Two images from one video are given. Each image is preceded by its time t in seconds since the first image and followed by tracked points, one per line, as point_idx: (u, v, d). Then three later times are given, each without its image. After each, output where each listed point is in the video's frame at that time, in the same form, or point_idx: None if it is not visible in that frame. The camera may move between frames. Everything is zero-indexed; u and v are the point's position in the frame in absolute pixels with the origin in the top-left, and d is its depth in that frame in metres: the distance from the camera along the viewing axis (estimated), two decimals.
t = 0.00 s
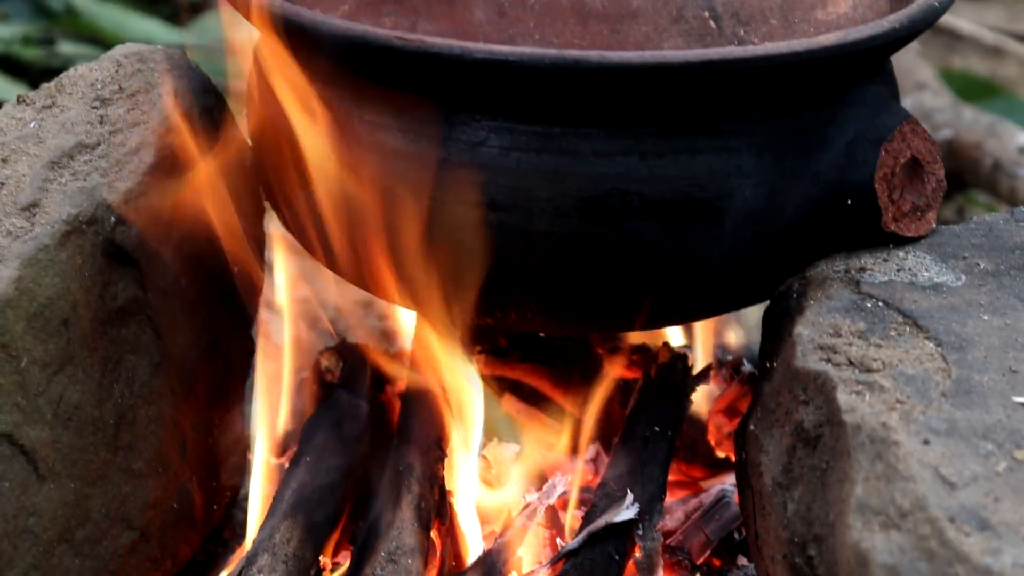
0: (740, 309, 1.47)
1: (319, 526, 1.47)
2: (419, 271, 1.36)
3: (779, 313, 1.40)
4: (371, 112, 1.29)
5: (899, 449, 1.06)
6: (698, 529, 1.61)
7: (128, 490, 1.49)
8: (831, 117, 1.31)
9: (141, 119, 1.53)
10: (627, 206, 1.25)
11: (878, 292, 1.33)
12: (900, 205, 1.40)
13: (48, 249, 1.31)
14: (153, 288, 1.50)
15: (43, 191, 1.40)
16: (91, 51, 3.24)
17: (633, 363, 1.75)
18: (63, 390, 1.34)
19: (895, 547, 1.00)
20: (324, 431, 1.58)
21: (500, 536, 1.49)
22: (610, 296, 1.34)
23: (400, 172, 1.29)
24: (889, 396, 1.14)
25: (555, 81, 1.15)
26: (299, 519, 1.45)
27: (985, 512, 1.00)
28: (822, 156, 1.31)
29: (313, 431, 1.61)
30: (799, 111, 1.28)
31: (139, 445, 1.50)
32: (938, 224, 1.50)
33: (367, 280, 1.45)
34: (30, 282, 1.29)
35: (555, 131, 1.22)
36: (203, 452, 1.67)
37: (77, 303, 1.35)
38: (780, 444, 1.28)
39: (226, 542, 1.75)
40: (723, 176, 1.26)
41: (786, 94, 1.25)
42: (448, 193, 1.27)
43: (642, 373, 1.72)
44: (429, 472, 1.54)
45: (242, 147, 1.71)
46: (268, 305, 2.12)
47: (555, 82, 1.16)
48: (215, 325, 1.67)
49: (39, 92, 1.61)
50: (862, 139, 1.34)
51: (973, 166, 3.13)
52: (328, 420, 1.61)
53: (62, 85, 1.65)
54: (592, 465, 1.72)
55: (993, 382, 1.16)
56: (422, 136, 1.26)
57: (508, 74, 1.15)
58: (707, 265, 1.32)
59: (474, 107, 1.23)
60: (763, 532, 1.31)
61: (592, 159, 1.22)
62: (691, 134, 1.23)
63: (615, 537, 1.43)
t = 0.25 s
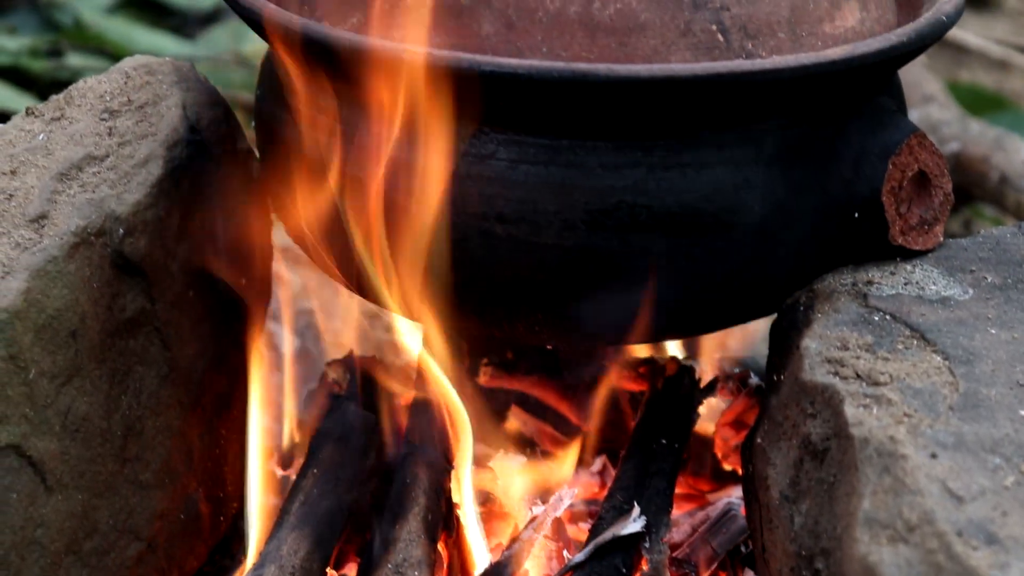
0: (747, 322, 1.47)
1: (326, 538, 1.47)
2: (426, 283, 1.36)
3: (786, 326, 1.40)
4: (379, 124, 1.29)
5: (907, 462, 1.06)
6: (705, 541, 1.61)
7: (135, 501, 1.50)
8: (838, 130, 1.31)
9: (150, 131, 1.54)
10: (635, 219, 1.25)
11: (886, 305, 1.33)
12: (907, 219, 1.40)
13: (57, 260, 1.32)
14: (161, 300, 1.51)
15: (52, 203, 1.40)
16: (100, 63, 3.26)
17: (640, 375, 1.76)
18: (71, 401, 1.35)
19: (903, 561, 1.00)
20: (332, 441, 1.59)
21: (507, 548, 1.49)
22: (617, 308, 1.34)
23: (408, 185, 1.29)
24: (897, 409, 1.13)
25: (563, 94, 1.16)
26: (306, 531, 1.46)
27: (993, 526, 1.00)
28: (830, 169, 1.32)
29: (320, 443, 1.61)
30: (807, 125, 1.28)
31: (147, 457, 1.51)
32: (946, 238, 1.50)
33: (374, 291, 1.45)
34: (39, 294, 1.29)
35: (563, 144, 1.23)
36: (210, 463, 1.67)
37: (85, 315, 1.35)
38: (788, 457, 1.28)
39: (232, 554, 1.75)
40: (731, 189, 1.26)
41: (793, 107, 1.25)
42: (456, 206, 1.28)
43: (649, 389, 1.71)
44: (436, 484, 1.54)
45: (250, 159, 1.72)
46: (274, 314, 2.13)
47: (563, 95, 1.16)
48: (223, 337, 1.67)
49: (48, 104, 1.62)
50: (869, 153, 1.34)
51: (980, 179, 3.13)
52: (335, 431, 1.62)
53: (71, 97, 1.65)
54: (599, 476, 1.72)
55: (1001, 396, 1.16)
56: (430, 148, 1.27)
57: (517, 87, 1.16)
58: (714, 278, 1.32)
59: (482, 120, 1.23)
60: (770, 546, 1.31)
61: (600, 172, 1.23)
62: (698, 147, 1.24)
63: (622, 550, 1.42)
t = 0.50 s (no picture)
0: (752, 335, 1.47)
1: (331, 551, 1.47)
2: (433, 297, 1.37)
3: (791, 339, 1.40)
4: (384, 137, 1.30)
5: (912, 475, 1.06)
6: (711, 556, 1.61)
7: (140, 514, 1.49)
8: (843, 143, 1.31)
9: (156, 143, 1.55)
10: (640, 232, 1.25)
11: (891, 318, 1.32)
12: (912, 232, 1.40)
13: (63, 273, 1.32)
14: (166, 312, 1.51)
15: (57, 216, 1.41)
16: (106, 77, 3.27)
17: (644, 389, 1.75)
18: (76, 414, 1.35)
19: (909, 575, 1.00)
20: (336, 456, 1.58)
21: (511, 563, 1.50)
22: (622, 321, 1.34)
23: (414, 197, 1.30)
24: (902, 422, 1.13)
25: (569, 107, 1.16)
26: (311, 543, 1.46)
27: (999, 539, 1.00)
28: (835, 182, 1.32)
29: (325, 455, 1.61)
30: (811, 137, 1.28)
31: (152, 470, 1.51)
32: (950, 250, 1.50)
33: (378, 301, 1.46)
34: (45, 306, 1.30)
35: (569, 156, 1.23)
36: (215, 476, 1.68)
37: (90, 328, 1.35)
38: (793, 471, 1.28)
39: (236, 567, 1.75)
40: (736, 202, 1.26)
41: (798, 120, 1.25)
42: (461, 218, 1.28)
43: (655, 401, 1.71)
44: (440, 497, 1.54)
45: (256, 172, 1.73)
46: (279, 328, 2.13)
47: (569, 108, 1.16)
48: (227, 349, 1.67)
49: (55, 117, 1.63)
50: (874, 165, 1.34)
51: (985, 192, 3.13)
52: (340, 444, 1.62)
53: (77, 109, 1.66)
54: (604, 489, 1.71)
55: (1006, 409, 1.15)
56: (436, 161, 1.27)
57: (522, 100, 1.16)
58: (718, 292, 1.32)
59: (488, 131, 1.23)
60: (775, 559, 1.31)
61: (606, 184, 1.23)
62: (703, 160, 1.24)
63: (626, 563, 1.42)
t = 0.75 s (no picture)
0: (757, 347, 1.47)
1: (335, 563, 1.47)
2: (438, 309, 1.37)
3: (796, 351, 1.40)
4: (390, 149, 1.30)
5: (917, 488, 1.06)
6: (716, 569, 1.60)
7: (144, 526, 1.50)
8: (847, 155, 1.32)
9: (161, 156, 1.55)
10: (644, 244, 1.25)
11: (896, 331, 1.32)
12: (916, 244, 1.40)
13: (68, 286, 1.32)
14: (171, 324, 1.51)
15: (62, 229, 1.41)
16: (111, 88, 3.28)
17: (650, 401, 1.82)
18: (81, 427, 1.35)
19: None
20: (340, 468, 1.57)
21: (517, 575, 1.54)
22: (627, 333, 1.34)
23: (419, 209, 1.30)
24: (907, 434, 1.13)
25: (573, 119, 1.16)
26: (316, 555, 1.45)
27: (1004, 552, 1.00)
28: (840, 194, 1.32)
29: (329, 467, 1.61)
30: (816, 150, 1.29)
31: (156, 482, 1.51)
32: (956, 263, 1.50)
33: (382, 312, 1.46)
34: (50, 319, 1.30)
35: (573, 169, 1.23)
36: (219, 488, 1.68)
37: (95, 340, 1.36)
38: (798, 483, 1.27)
39: None
40: (740, 215, 1.26)
41: (802, 132, 1.26)
42: (466, 230, 1.28)
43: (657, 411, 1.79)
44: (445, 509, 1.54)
45: (261, 185, 1.73)
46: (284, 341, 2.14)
47: (574, 121, 1.17)
48: (232, 361, 1.68)
49: (60, 129, 1.63)
50: (879, 178, 1.34)
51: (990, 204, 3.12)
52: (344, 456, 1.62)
53: (82, 121, 1.66)
54: (609, 501, 1.69)
55: (1011, 422, 1.15)
56: (441, 174, 1.28)
57: (527, 112, 1.16)
58: (723, 304, 1.32)
59: (492, 145, 1.24)
60: (780, 572, 1.30)
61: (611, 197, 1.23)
62: (708, 172, 1.24)
63: None
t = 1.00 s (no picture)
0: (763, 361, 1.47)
1: None
2: (445, 322, 1.37)
3: (803, 365, 1.40)
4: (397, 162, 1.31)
5: (924, 502, 1.06)
6: None
7: (151, 538, 1.50)
8: (854, 169, 1.32)
9: (168, 169, 1.56)
10: (651, 257, 1.26)
11: (903, 344, 1.32)
12: (924, 258, 1.40)
13: (76, 298, 1.33)
14: (178, 337, 1.52)
15: (70, 241, 1.42)
16: (117, 101, 3.29)
17: (656, 415, 1.79)
18: (88, 439, 1.36)
19: None
20: (347, 481, 1.58)
21: None
22: (634, 346, 1.34)
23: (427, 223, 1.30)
24: (914, 449, 1.13)
25: (581, 133, 1.17)
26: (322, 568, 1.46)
27: (1012, 567, 1.00)
28: (846, 208, 1.32)
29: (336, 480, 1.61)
30: (823, 164, 1.29)
31: (162, 494, 1.51)
32: (963, 277, 1.50)
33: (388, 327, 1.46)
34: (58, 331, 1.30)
35: (580, 183, 1.23)
36: (226, 500, 1.68)
37: (103, 352, 1.36)
38: (805, 497, 1.27)
39: None
40: (748, 228, 1.26)
41: (809, 146, 1.26)
42: (474, 244, 1.28)
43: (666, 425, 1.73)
44: (452, 523, 1.54)
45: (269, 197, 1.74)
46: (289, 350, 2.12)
47: (581, 134, 1.17)
48: (238, 373, 1.68)
49: (68, 143, 1.64)
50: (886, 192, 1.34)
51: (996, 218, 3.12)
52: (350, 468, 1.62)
53: (90, 135, 1.68)
54: (616, 515, 1.72)
55: (1019, 436, 1.15)
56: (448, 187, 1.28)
57: (534, 125, 1.17)
58: (729, 317, 1.32)
59: (500, 159, 1.24)
60: None
61: (617, 211, 1.24)
62: (715, 186, 1.24)
63: None
